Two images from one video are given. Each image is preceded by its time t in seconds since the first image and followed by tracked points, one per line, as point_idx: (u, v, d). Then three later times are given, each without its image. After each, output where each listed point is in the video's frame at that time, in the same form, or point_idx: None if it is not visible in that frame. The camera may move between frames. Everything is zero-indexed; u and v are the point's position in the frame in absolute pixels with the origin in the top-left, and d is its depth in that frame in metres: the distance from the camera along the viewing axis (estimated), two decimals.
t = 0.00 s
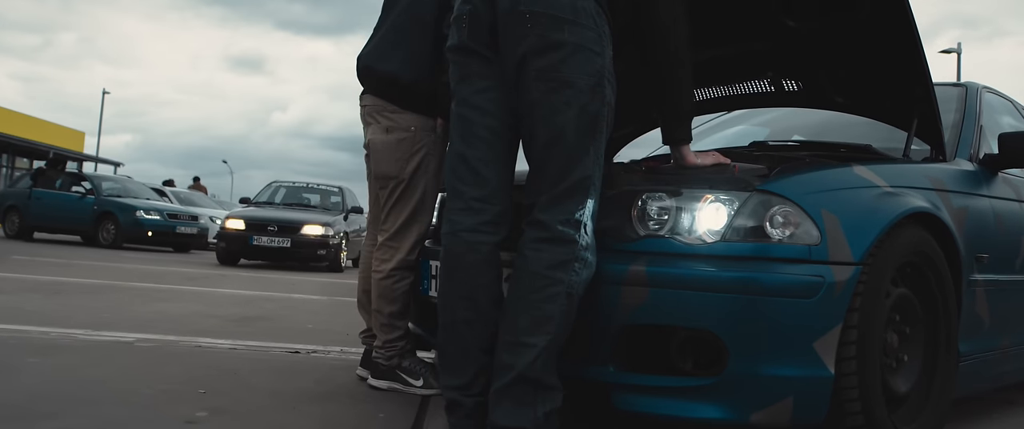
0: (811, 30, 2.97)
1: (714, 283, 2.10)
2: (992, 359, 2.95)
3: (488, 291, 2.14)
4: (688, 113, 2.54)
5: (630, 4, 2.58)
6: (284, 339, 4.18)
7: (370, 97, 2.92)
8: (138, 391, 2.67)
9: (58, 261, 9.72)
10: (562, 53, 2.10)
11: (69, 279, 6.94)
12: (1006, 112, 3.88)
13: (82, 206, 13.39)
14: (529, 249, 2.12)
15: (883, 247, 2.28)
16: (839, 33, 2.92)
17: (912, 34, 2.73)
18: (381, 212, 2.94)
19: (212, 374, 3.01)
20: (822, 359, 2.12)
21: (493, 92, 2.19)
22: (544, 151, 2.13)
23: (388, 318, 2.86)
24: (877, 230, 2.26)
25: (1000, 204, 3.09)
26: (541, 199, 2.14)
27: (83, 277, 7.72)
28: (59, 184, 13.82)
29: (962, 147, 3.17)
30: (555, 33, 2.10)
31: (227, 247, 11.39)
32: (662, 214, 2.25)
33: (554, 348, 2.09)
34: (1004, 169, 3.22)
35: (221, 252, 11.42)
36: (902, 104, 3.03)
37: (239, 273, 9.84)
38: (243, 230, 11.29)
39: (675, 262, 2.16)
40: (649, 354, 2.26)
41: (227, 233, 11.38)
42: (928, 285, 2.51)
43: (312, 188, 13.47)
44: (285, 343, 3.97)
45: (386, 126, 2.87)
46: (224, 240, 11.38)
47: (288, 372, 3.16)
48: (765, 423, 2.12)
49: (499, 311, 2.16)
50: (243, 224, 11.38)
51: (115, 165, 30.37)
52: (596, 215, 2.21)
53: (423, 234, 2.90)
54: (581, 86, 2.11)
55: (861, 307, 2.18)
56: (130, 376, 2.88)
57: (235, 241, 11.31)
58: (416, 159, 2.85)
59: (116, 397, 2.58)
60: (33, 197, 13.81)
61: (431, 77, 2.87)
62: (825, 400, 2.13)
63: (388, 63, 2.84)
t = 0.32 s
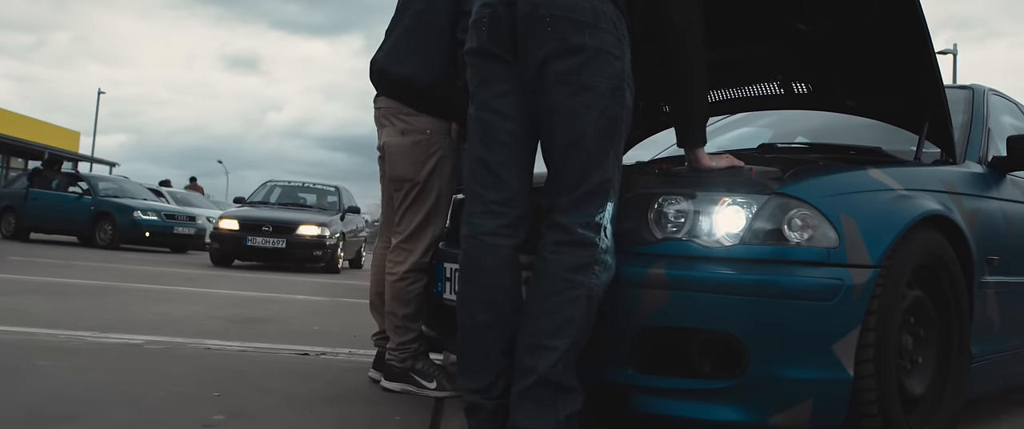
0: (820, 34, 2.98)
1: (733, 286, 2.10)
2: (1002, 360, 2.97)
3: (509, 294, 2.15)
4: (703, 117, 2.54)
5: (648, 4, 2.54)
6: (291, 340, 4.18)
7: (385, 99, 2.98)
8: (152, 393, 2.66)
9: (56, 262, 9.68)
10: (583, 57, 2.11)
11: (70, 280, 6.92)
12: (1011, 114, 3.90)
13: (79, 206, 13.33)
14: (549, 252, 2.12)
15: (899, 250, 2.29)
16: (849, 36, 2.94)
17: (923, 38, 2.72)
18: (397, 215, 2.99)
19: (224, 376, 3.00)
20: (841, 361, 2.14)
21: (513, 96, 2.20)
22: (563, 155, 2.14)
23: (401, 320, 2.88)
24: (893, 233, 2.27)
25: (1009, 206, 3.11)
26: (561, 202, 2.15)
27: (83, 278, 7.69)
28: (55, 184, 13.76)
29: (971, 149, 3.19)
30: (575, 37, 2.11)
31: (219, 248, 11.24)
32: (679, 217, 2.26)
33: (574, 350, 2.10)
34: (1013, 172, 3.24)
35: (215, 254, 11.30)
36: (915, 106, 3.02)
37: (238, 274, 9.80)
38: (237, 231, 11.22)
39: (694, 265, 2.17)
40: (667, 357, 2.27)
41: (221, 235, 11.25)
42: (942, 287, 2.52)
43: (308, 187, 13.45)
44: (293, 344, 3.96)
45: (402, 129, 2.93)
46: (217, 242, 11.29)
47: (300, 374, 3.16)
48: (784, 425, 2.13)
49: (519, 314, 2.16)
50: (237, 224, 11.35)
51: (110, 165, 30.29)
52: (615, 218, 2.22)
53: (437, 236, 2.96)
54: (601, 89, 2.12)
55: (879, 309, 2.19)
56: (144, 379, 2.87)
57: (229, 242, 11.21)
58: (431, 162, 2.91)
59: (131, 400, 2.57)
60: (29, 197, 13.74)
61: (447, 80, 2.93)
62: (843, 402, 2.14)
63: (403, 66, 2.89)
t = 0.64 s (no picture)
0: (831, 38, 3.04)
1: (751, 289, 2.12)
2: (1011, 362, 2.99)
3: (528, 298, 2.15)
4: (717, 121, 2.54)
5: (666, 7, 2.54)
6: (298, 342, 4.18)
7: (399, 102, 2.99)
8: (167, 396, 2.66)
9: (53, 263, 9.64)
10: (602, 61, 2.12)
11: (70, 281, 6.89)
12: (1015, 116, 3.91)
13: (75, 206, 13.29)
14: (569, 255, 2.13)
15: (914, 254, 2.30)
16: (859, 42, 2.98)
17: (933, 44, 2.74)
18: (410, 217, 3.00)
19: (237, 378, 3.00)
20: (859, 364, 2.15)
21: (532, 100, 2.21)
22: (582, 159, 2.15)
23: (415, 322, 2.89)
24: (909, 236, 2.29)
25: (1017, 208, 3.13)
26: (581, 206, 2.16)
27: (82, 279, 7.67)
28: (51, 184, 13.71)
29: (978, 152, 3.21)
30: (595, 41, 2.11)
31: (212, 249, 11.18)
32: (695, 220, 2.27)
33: (594, 353, 2.11)
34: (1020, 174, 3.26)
35: (208, 255, 11.18)
36: (925, 109, 3.03)
37: (236, 275, 9.78)
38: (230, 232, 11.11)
39: (713, 268, 2.18)
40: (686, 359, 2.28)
41: (212, 236, 11.17)
42: (954, 289, 2.53)
43: (304, 187, 13.43)
44: (300, 347, 3.96)
45: (415, 132, 2.94)
46: (210, 242, 11.20)
47: (311, 376, 3.16)
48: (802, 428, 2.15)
49: (538, 317, 2.17)
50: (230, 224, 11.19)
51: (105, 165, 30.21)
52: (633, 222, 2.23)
53: (450, 239, 2.98)
54: (621, 93, 2.13)
55: (896, 311, 2.21)
56: (156, 382, 2.86)
57: (222, 242, 11.11)
58: (444, 165, 2.92)
59: (146, 403, 2.57)
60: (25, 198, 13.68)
61: (461, 84, 2.94)
62: (862, 404, 2.16)
63: (416, 69, 2.90)
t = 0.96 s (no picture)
0: (841, 42, 3.09)
1: (770, 292, 2.14)
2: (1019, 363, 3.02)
3: (549, 301, 2.16)
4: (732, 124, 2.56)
5: (682, 9, 2.54)
6: (306, 344, 4.18)
7: (412, 105, 3.01)
8: (182, 399, 2.67)
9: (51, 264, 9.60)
10: (622, 66, 2.13)
11: (69, 283, 6.87)
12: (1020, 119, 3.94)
13: (71, 207, 13.24)
14: (589, 259, 2.15)
15: (929, 257, 2.33)
16: (868, 47, 3.02)
17: (944, 47, 2.77)
18: (423, 220, 3.01)
19: (250, 381, 3.01)
20: (877, 366, 2.18)
21: (552, 104, 2.22)
22: (602, 163, 2.16)
23: (429, 324, 2.90)
24: (924, 240, 2.31)
25: None
26: (601, 209, 2.17)
27: (81, 280, 7.64)
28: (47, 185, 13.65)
29: (986, 155, 3.24)
30: (615, 46, 2.13)
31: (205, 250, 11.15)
32: (712, 223, 2.28)
33: (615, 356, 2.12)
34: None
35: (201, 257, 11.17)
36: (934, 112, 3.05)
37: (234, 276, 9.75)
38: (223, 233, 11.05)
39: (731, 271, 2.20)
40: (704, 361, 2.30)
41: (206, 236, 11.13)
42: (966, 291, 2.55)
43: (300, 187, 13.43)
44: (309, 348, 3.96)
45: (428, 134, 2.96)
46: (203, 244, 11.16)
47: (324, 379, 3.17)
48: None
49: (559, 320, 2.18)
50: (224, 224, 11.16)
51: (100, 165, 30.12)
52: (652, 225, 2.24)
53: (463, 242, 2.99)
54: (641, 98, 2.14)
55: (912, 314, 2.24)
56: (171, 385, 2.87)
57: (215, 243, 11.05)
58: (457, 168, 2.93)
59: (163, 407, 2.57)
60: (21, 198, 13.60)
61: (474, 86, 2.90)
62: (879, 406, 2.19)
63: (430, 72, 2.91)
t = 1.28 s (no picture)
0: (850, 46, 3.12)
1: (787, 296, 2.16)
2: None
3: (569, 304, 2.18)
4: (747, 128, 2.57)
5: (701, 13, 2.55)
6: (313, 346, 4.19)
7: (426, 108, 3.02)
8: (199, 402, 2.68)
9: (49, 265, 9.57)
10: (642, 71, 2.14)
11: (70, 284, 6.85)
12: None
13: (68, 208, 13.19)
14: (610, 262, 2.16)
15: (943, 262, 2.36)
16: (879, 50, 3.05)
17: (954, 51, 2.78)
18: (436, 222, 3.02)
19: (263, 383, 3.01)
20: (893, 369, 2.20)
21: (571, 109, 2.24)
22: (621, 168, 2.18)
23: (443, 327, 2.91)
24: (938, 244, 2.34)
25: None
26: (620, 213, 2.19)
27: (82, 282, 7.62)
28: (43, 185, 13.59)
29: (993, 159, 3.27)
30: (636, 52, 2.14)
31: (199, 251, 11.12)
32: (728, 227, 2.30)
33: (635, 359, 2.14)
34: None
35: (194, 258, 11.12)
36: (944, 116, 3.08)
37: (233, 277, 9.74)
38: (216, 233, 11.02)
39: (749, 274, 2.22)
40: (722, 364, 2.32)
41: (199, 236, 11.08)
42: (977, 294, 2.58)
43: (297, 186, 13.42)
44: (317, 350, 3.96)
45: (442, 138, 2.97)
46: (196, 244, 11.11)
47: (337, 381, 3.17)
48: None
49: (578, 323, 2.20)
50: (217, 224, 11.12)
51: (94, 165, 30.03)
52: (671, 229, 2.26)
53: (476, 244, 3.00)
54: (661, 103, 2.16)
55: (927, 317, 2.27)
56: (186, 388, 2.87)
57: (208, 243, 11.01)
58: (471, 171, 2.94)
59: (180, 410, 2.58)
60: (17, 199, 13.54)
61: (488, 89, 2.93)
62: (895, 408, 2.22)
63: (444, 75, 2.92)
